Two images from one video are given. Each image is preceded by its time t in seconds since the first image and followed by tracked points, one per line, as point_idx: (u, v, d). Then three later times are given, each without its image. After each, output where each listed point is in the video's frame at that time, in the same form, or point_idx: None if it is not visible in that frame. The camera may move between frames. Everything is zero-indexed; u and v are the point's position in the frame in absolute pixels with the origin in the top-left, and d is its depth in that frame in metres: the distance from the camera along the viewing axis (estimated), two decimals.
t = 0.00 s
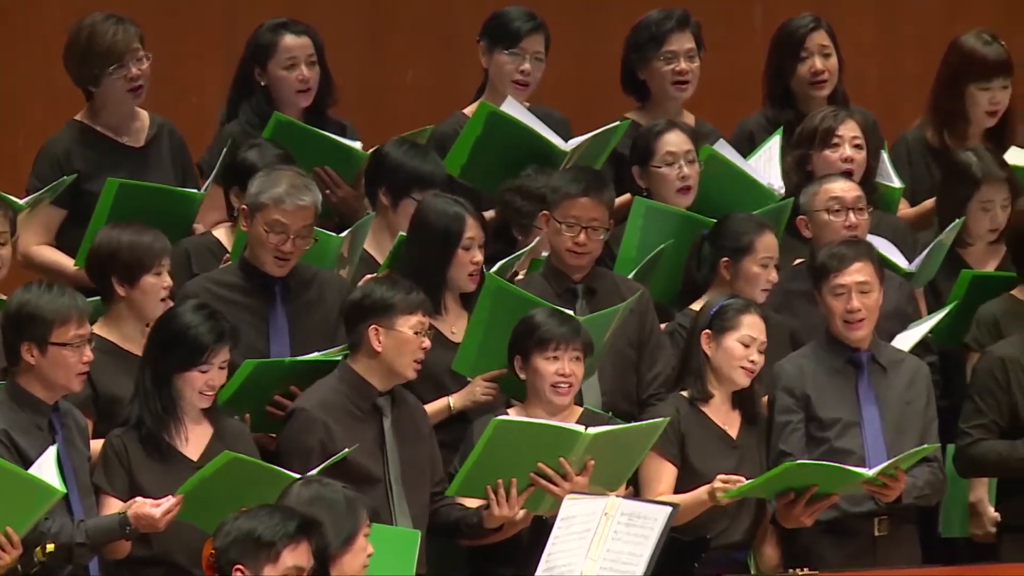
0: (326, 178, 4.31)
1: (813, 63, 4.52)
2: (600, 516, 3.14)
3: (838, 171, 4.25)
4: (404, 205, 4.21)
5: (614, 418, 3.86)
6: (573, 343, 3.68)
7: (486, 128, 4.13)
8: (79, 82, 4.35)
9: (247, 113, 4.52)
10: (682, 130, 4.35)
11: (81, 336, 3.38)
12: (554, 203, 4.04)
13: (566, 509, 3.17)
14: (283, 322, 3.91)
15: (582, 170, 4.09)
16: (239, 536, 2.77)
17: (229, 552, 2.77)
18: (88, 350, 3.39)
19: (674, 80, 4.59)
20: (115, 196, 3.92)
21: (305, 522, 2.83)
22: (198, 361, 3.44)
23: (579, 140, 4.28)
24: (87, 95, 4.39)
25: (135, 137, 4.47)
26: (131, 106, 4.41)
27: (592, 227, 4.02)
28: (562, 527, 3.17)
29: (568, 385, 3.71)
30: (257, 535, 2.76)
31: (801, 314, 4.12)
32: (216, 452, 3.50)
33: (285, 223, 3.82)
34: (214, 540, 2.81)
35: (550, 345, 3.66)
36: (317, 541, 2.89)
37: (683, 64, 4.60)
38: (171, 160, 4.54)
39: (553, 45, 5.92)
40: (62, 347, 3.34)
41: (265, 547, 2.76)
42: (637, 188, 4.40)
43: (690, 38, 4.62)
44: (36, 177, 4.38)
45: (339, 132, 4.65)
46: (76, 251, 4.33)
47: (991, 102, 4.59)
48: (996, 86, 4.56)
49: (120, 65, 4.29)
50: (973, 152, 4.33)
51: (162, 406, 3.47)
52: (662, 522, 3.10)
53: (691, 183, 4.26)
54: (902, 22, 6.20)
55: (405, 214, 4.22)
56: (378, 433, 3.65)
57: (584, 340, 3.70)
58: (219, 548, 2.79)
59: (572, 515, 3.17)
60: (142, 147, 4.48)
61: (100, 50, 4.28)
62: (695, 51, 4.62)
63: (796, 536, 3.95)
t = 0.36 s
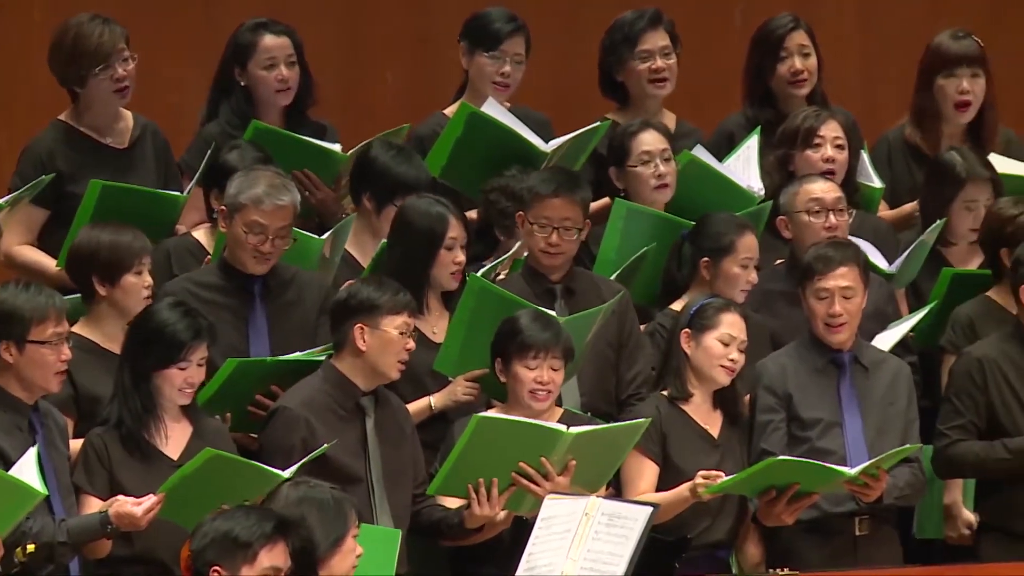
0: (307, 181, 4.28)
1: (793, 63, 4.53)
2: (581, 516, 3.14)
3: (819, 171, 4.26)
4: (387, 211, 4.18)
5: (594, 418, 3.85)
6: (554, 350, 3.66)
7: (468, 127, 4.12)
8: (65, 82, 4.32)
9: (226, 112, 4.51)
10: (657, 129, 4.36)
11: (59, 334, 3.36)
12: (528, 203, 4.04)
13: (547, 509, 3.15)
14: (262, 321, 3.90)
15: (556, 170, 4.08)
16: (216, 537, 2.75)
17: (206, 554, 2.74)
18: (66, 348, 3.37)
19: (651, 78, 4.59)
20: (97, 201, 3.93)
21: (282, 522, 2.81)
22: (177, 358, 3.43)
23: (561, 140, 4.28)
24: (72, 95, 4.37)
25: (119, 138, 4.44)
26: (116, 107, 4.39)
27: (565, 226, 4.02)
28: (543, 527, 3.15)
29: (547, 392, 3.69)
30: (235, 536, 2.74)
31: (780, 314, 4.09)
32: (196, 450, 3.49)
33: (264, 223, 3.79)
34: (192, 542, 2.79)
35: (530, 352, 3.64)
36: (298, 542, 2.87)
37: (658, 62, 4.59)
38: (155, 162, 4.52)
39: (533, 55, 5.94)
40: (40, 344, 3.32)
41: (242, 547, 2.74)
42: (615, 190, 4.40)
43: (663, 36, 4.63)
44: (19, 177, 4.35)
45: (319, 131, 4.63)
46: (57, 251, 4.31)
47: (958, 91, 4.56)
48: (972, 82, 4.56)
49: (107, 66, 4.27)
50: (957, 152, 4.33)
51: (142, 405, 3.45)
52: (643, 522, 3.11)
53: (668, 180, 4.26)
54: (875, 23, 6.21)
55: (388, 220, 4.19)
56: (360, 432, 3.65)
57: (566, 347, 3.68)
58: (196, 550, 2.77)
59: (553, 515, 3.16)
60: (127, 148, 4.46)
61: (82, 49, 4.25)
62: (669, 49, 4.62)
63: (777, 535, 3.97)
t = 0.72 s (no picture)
0: (284, 181, 4.27)
1: (768, 60, 4.53)
2: (559, 516, 3.14)
3: (797, 170, 4.26)
4: (356, 199, 4.19)
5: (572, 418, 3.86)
6: (525, 344, 3.66)
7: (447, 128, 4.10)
8: (45, 81, 4.30)
9: (205, 110, 4.49)
10: (629, 129, 4.36)
11: (36, 337, 3.34)
12: (503, 204, 4.04)
13: (525, 508, 3.18)
14: (240, 322, 3.89)
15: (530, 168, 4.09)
16: (179, 543, 2.75)
17: (171, 559, 2.75)
18: (43, 351, 3.35)
19: (625, 83, 4.60)
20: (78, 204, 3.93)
21: (246, 525, 2.81)
22: (153, 359, 3.41)
23: (539, 140, 4.26)
24: (53, 94, 4.35)
25: (101, 138, 4.42)
26: (97, 107, 4.36)
27: (540, 224, 4.01)
28: (521, 527, 3.17)
29: (522, 390, 3.70)
30: (198, 542, 2.74)
31: (758, 314, 4.08)
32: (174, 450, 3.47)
33: (245, 222, 3.79)
34: (157, 547, 2.79)
35: (501, 348, 3.65)
36: (260, 542, 2.89)
37: (632, 65, 4.60)
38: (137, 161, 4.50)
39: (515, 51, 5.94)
40: (16, 347, 3.30)
41: (206, 553, 2.74)
42: (590, 191, 4.40)
43: (639, 39, 4.62)
44: None
45: (299, 133, 4.61)
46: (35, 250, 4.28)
47: (935, 90, 4.57)
48: (948, 82, 4.57)
49: (86, 63, 4.25)
50: (936, 153, 4.34)
51: (120, 408, 3.43)
52: (620, 522, 3.11)
53: (642, 178, 4.26)
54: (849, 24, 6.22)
55: (361, 208, 4.18)
56: (343, 433, 3.64)
57: (536, 341, 3.68)
58: (161, 555, 2.77)
59: (531, 514, 3.18)
60: (108, 148, 4.43)
61: (62, 48, 4.25)
62: (644, 53, 4.62)
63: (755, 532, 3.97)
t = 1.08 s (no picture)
0: (265, 179, 4.28)
1: (749, 67, 4.54)
2: (539, 516, 3.14)
3: (776, 171, 4.27)
4: (331, 195, 4.17)
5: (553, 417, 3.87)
6: (505, 363, 3.64)
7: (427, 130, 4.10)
8: (32, 77, 4.31)
9: (191, 105, 4.48)
10: (612, 133, 4.37)
11: (12, 335, 3.33)
12: (485, 205, 4.04)
13: (505, 509, 3.17)
14: (221, 323, 3.88)
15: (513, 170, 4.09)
16: (147, 551, 2.72)
17: (140, 568, 2.71)
18: (20, 349, 3.34)
19: (610, 88, 4.60)
20: (58, 201, 3.95)
21: (217, 537, 2.76)
22: (135, 362, 3.42)
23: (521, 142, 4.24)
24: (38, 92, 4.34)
25: (83, 139, 4.41)
26: (81, 108, 4.36)
27: (523, 225, 4.01)
28: (502, 528, 3.16)
29: (502, 402, 3.69)
30: (166, 552, 2.70)
31: (739, 314, 4.07)
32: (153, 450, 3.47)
33: (221, 227, 3.78)
34: (127, 555, 2.76)
35: (481, 366, 3.64)
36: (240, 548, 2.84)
37: (618, 72, 4.61)
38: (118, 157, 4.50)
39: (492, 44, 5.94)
40: None
41: (174, 565, 2.70)
42: (571, 194, 4.41)
43: (626, 45, 4.63)
44: None
45: (284, 134, 4.61)
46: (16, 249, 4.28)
47: (914, 90, 4.58)
48: (927, 82, 4.59)
49: (68, 64, 4.25)
50: (916, 155, 4.34)
51: (100, 408, 3.43)
52: (600, 522, 3.10)
53: (622, 184, 4.27)
54: (833, 27, 6.23)
55: (337, 201, 4.17)
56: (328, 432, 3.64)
57: (517, 360, 3.65)
58: (129, 562, 2.74)
59: (512, 515, 3.17)
60: (90, 149, 4.43)
61: (49, 47, 4.25)
62: (629, 58, 4.63)
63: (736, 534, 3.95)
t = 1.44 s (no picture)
0: (239, 183, 4.28)
1: (718, 66, 4.54)
2: (509, 517, 3.14)
3: (748, 172, 4.28)
4: (303, 201, 4.15)
5: (524, 419, 3.86)
6: (476, 357, 3.61)
7: (399, 135, 4.06)
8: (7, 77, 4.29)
9: (169, 105, 4.47)
10: (584, 137, 4.38)
11: None
12: (459, 207, 4.03)
13: (475, 510, 3.16)
14: (189, 323, 3.89)
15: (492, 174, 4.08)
16: (106, 553, 2.75)
17: (98, 569, 2.75)
18: None
19: (580, 85, 4.60)
20: (32, 202, 3.95)
21: (174, 535, 2.80)
22: (105, 363, 3.41)
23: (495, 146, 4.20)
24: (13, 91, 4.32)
25: (56, 141, 4.41)
26: (54, 111, 4.34)
27: (498, 227, 4.01)
28: (471, 528, 3.16)
29: (476, 397, 3.65)
30: (125, 553, 2.74)
31: (708, 318, 4.09)
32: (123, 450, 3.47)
33: (187, 230, 3.77)
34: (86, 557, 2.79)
35: (452, 361, 3.60)
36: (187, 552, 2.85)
37: (587, 67, 4.61)
38: (91, 158, 4.49)
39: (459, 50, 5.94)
40: None
41: (133, 564, 2.74)
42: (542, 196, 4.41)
43: (595, 41, 4.63)
44: None
45: (258, 136, 4.61)
46: None
47: (886, 94, 4.60)
48: (898, 86, 4.60)
49: (47, 70, 4.23)
50: (886, 155, 4.34)
51: (69, 408, 3.42)
52: (570, 522, 3.11)
53: (593, 190, 4.29)
54: (806, 25, 6.26)
55: (308, 208, 4.15)
56: (301, 433, 3.62)
57: (488, 352, 3.62)
58: (88, 563, 2.77)
59: (482, 516, 3.17)
60: (62, 151, 4.42)
61: (27, 49, 4.22)
62: (599, 54, 4.62)
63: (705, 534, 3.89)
